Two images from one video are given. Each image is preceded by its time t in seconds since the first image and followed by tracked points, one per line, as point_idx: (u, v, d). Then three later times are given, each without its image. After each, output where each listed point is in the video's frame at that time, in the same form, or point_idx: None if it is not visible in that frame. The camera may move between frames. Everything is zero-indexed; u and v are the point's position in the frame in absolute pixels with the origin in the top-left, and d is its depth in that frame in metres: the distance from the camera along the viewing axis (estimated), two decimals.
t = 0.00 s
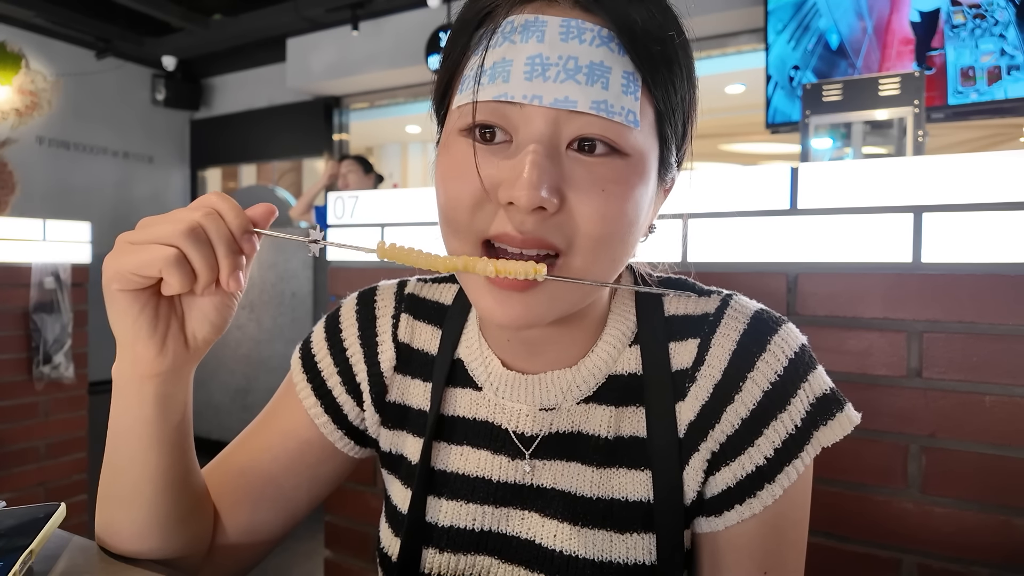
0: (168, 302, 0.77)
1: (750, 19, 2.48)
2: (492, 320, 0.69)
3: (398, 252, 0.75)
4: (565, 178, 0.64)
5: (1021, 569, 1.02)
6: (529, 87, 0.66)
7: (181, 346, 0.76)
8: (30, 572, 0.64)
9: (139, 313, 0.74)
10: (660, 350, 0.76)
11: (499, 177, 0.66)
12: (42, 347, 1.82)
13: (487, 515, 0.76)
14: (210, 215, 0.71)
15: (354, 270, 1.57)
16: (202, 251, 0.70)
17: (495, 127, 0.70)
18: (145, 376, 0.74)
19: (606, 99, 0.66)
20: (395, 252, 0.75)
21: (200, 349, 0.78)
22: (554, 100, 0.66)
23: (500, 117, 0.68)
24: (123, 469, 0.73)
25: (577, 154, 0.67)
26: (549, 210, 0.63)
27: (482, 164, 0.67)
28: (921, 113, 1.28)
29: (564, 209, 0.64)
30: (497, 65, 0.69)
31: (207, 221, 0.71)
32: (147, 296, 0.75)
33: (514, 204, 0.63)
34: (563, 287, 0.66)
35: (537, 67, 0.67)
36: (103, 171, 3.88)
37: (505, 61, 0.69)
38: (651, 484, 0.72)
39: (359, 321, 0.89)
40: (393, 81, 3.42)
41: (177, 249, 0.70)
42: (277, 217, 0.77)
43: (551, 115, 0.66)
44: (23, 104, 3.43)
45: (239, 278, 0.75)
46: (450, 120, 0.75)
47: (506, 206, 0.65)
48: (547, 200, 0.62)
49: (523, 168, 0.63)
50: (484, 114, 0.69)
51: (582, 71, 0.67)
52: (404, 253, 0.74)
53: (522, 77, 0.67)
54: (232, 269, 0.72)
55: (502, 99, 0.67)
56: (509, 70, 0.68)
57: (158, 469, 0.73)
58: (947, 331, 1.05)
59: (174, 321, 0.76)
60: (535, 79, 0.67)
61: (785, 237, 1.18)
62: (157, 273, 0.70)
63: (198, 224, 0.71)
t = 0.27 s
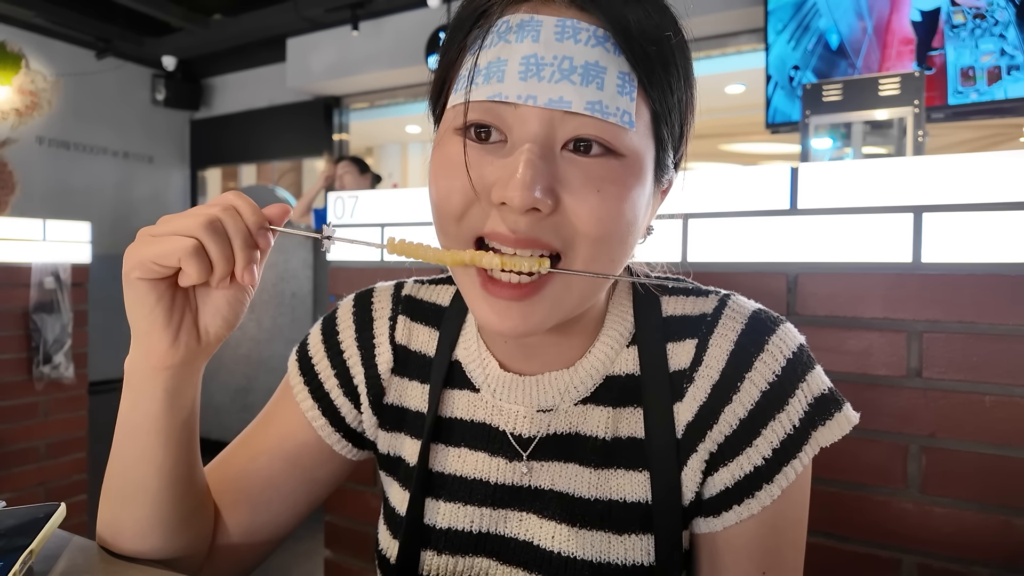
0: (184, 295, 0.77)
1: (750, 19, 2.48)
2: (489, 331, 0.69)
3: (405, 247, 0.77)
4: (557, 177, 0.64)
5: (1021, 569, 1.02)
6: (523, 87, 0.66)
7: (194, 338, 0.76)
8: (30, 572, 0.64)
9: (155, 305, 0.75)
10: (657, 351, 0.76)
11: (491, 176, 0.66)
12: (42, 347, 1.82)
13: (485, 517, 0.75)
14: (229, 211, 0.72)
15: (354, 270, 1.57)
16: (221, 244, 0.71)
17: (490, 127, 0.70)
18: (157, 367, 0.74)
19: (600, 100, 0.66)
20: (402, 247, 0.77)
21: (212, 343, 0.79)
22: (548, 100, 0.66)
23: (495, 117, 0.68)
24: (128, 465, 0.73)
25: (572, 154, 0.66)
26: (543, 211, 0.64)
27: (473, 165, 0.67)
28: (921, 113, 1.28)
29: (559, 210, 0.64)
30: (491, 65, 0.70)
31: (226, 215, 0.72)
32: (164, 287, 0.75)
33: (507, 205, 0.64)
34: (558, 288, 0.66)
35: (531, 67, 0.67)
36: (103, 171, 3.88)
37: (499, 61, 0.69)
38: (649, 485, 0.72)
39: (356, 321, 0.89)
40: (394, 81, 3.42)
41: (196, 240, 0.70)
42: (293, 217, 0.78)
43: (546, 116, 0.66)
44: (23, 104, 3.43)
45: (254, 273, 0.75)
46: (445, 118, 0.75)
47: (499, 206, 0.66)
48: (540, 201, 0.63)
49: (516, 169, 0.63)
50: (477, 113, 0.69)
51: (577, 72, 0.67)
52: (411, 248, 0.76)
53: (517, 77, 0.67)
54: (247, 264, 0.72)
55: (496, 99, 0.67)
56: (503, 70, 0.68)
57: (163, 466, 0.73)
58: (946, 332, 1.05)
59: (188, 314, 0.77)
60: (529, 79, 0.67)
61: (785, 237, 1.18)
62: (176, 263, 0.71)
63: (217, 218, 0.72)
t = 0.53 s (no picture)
0: (179, 294, 0.78)
1: (750, 19, 2.48)
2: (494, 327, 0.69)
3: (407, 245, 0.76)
4: (564, 178, 0.65)
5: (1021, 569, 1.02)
6: (525, 89, 0.66)
7: (187, 338, 0.76)
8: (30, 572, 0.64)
9: (149, 303, 0.75)
10: (659, 351, 0.76)
11: (497, 179, 0.66)
12: (42, 347, 1.82)
13: (485, 518, 0.75)
14: (225, 211, 0.72)
15: (354, 270, 1.57)
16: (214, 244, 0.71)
17: (492, 129, 0.70)
18: (149, 366, 0.74)
19: (603, 100, 0.66)
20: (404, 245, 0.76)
21: (206, 343, 0.78)
22: (550, 102, 0.65)
23: (496, 119, 0.68)
24: (126, 464, 0.73)
25: (576, 155, 0.67)
26: (550, 212, 0.64)
27: (478, 167, 0.67)
28: (921, 113, 1.28)
29: (567, 210, 0.65)
30: (492, 68, 0.69)
31: (221, 216, 0.71)
32: (158, 285, 0.76)
33: (514, 207, 0.64)
34: (565, 288, 0.67)
35: (532, 69, 0.67)
36: (103, 171, 3.88)
37: (501, 64, 0.69)
38: (651, 485, 0.72)
39: (356, 322, 0.89)
40: (394, 81, 3.41)
41: (190, 240, 0.70)
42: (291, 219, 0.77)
43: (548, 117, 0.66)
44: (23, 104, 3.43)
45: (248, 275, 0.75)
46: (447, 119, 0.75)
47: (505, 208, 0.66)
48: (547, 203, 0.63)
49: (521, 171, 0.63)
50: (480, 116, 0.69)
51: (578, 72, 0.67)
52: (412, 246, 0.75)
53: (518, 79, 0.67)
54: (240, 265, 0.71)
55: (497, 102, 0.67)
56: (505, 72, 0.68)
57: (160, 464, 0.73)
58: (946, 331, 1.05)
59: (182, 314, 0.77)
60: (530, 81, 0.66)
61: (785, 237, 1.18)
62: (169, 262, 0.71)
63: (213, 218, 0.71)
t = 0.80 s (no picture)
0: (134, 296, 0.75)
1: (750, 19, 2.48)
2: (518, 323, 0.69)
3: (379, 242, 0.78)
4: (592, 174, 0.65)
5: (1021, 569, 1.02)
6: (551, 86, 0.66)
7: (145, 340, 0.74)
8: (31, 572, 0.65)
9: (104, 307, 0.72)
10: (664, 351, 0.76)
11: (524, 177, 0.66)
12: (42, 347, 1.82)
13: (489, 517, 0.75)
14: (182, 213, 0.70)
15: (354, 270, 1.57)
16: (169, 247, 0.69)
17: (520, 128, 0.69)
18: (108, 368, 0.72)
19: (628, 94, 0.67)
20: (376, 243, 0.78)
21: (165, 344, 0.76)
22: (576, 97, 0.66)
23: (521, 118, 0.68)
24: (103, 464, 0.72)
25: (601, 149, 0.67)
26: (580, 208, 0.64)
27: (504, 166, 0.67)
28: (921, 113, 1.28)
29: (595, 207, 0.65)
30: (516, 65, 0.69)
31: (178, 218, 0.69)
32: (113, 288, 0.73)
33: (543, 204, 0.64)
34: (592, 283, 0.66)
35: (557, 65, 0.67)
36: (103, 171, 3.88)
37: (524, 60, 0.69)
38: (656, 485, 0.72)
39: (362, 320, 0.89)
40: (394, 81, 3.41)
41: (144, 244, 0.68)
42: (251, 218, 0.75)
43: (573, 112, 0.66)
44: (24, 104, 3.42)
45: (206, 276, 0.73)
46: (464, 117, 0.74)
47: (533, 205, 0.65)
48: (578, 199, 0.63)
49: (549, 168, 0.63)
50: (508, 115, 0.68)
51: (603, 68, 0.67)
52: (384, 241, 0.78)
53: (543, 76, 0.67)
54: (198, 269, 0.70)
55: (524, 99, 0.67)
56: (529, 69, 0.68)
57: (136, 461, 0.72)
58: (946, 331, 1.05)
59: (140, 316, 0.74)
60: (556, 77, 0.66)
61: (785, 237, 1.18)
62: (123, 267, 0.69)
63: (169, 220, 0.69)
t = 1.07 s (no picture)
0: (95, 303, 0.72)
1: (750, 19, 2.49)
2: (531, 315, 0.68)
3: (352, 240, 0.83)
4: (607, 168, 0.64)
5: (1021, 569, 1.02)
6: (566, 80, 0.66)
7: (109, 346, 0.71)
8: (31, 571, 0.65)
9: (64, 317, 0.69)
10: (671, 350, 0.76)
11: (540, 171, 0.65)
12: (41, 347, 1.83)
13: (494, 514, 0.75)
14: (139, 219, 0.66)
15: (354, 270, 1.57)
16: (129, 255, 0.66)
17: (535, 124, 0.69)
18: (72, 375, 0.69)
19: (641, 89, 0.67)
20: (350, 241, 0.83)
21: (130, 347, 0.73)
22: (591, 92, 0.66)
23: (536, 112, 0.68)
24: (85, 467, 0.70)
25: (615, 144, 0.67)
26: (595, 201, 0.63)
27: (519, 161, 0.66)
28: (921, 113, 1.28)
29: (609, 201, 0.64)
30: (531, 60, 0.69)
31: (136, 224, 0.66)
32: (72, 298, 0.70)
33: (559, 197, 0.63)
34: (608, 279, 0.66)
35: (572, 61, 0.67)
36: (103, 171, 3.88)
37: (539, 56, 0.69)
38: (662, 484, 0.72)
39: (371, 317, 0.89)
40: (394, 81, 3.41)
41: (100, 253, 0.65)
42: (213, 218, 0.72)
43: (588, 107, 0.66)
44: (24, 104, 3.44)
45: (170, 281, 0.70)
46: (478, 112, 0.74)
47: (548, 199, 0.65)
48: (594, 192, 0.62)
49: (566, 162, 0.63)
50: (524, 111, 0.68)
51: (617, 63, 0.67)
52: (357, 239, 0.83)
53: (558, 71, 0.67)
54: (160, 275, 0.67)
55: (539, 93, 0.67)
56: (544, 65, 0.68)
57: (121, 461, 0.71)
58: (947, 331, 1.05)
59: (102, 323, 0.71)
60: (571, 72, 0.67)
61: (785, 237, 1.18)
62: (80, 278, 0.66)
63: (126, 227, 0.66)
